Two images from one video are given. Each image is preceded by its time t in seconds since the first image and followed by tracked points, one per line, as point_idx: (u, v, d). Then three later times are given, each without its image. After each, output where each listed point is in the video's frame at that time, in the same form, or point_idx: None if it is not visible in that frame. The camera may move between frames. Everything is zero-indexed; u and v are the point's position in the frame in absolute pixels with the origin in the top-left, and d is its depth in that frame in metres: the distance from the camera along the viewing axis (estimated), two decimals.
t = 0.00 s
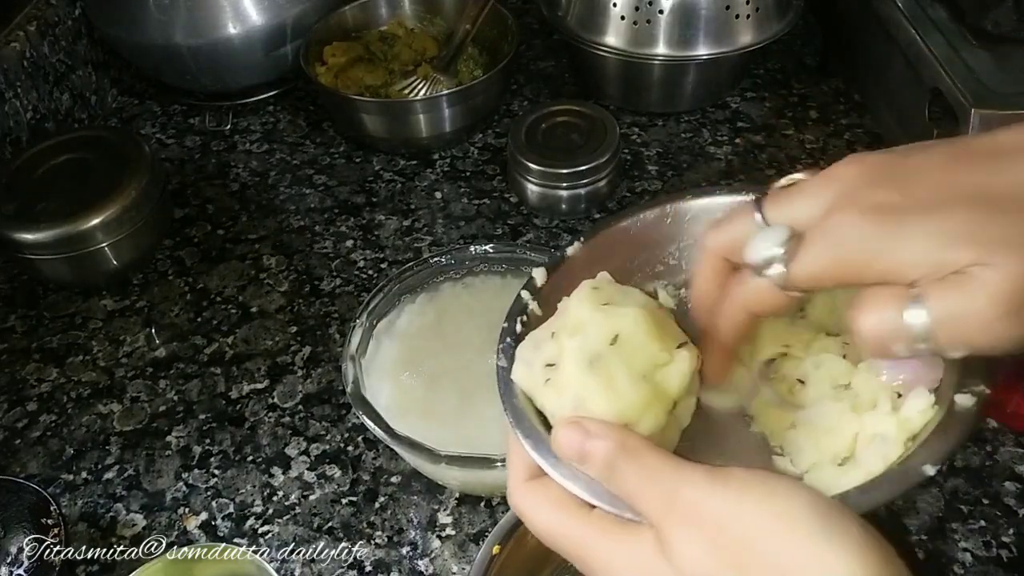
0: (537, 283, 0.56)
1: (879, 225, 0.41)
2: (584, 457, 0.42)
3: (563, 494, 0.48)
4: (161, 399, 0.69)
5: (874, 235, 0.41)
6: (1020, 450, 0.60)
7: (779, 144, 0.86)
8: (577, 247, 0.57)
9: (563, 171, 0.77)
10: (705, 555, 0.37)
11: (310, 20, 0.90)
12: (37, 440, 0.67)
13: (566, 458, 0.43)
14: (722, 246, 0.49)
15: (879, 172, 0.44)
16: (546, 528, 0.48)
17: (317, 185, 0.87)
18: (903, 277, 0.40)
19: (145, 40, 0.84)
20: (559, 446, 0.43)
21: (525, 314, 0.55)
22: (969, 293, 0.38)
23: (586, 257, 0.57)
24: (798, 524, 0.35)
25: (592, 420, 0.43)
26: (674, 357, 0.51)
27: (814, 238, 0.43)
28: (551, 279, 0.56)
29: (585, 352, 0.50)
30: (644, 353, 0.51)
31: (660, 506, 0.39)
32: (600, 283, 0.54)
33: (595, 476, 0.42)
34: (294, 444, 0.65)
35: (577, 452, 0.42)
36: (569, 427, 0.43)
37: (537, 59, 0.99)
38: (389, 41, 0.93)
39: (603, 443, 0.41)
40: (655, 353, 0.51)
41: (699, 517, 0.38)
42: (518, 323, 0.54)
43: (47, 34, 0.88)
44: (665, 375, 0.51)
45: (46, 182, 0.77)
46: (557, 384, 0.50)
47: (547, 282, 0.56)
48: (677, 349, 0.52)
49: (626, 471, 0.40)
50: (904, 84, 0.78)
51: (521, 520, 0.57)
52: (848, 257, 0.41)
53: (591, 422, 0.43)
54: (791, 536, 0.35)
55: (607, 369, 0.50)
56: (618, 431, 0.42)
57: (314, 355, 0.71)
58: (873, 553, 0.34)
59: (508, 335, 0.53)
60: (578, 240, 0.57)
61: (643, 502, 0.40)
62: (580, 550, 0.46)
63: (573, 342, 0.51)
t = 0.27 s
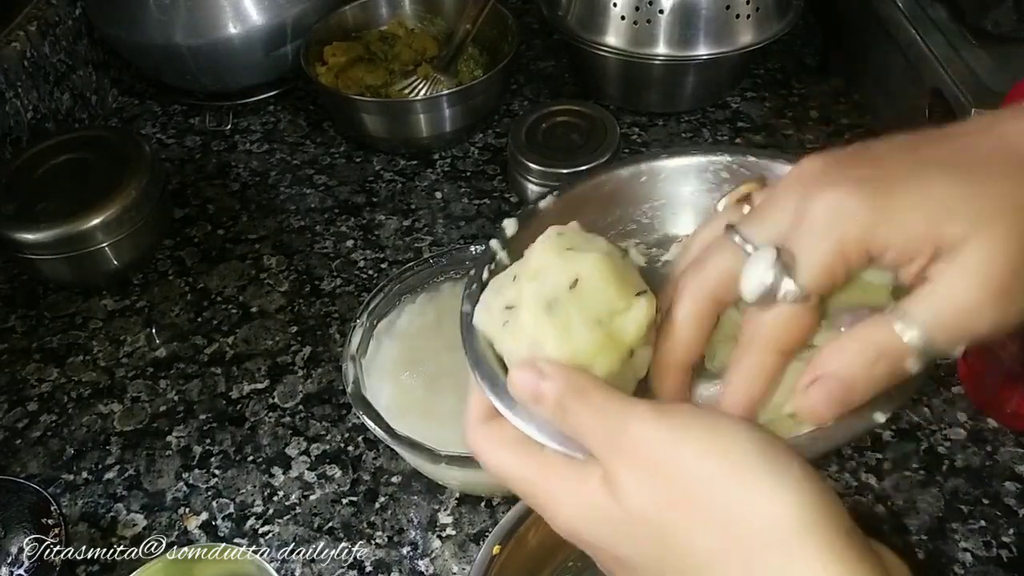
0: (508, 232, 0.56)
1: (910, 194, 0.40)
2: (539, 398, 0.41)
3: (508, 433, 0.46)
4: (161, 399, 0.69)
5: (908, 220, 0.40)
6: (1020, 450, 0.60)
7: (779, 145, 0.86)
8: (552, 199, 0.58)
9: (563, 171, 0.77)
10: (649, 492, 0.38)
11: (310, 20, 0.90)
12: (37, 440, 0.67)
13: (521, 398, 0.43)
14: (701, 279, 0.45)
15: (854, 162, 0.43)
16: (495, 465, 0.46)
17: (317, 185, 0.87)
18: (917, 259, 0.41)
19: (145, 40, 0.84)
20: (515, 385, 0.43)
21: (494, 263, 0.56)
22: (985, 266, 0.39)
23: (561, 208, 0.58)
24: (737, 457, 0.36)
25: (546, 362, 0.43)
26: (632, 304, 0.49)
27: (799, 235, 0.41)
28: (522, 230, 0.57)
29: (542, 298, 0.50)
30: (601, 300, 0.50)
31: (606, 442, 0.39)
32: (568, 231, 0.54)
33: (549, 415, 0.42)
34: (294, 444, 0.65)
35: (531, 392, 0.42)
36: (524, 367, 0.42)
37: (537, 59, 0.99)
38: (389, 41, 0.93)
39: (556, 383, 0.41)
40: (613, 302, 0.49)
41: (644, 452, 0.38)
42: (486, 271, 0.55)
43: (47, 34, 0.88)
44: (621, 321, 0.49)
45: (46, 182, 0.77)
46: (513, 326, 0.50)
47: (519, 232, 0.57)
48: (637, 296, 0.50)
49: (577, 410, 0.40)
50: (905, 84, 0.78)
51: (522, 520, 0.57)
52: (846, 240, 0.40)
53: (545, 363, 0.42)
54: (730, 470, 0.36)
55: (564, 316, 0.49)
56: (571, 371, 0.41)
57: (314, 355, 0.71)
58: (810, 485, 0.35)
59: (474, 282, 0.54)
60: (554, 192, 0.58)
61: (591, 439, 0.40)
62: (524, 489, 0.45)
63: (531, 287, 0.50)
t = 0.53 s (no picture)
0: (518, 220, 0.57)
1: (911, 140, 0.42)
2: (551, 389, 0.42)
3: (512, 421, 0.47)
4: (161, 399, 0.69)
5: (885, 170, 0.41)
6: (1020, 450, 0.60)
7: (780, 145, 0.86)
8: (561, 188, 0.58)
9: (563, 170, 0.77)
10: (648, 485, 0.39)
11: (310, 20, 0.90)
12: (37, 440, 0.67)
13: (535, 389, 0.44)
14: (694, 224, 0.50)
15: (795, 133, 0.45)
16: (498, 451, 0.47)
17: (317, 185, 0.87)
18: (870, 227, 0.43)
19: (145, 40, 0.84)
20: (530, 374, 0.44)
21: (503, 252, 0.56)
22: (941, 245, 0.41)
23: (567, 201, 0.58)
24: (737, 456, 0.37)
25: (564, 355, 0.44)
26: (651, 301, 0.51)
27: (759, 180, 0.45)
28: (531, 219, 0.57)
29: (563, 289, 0.52)
30: (620, 294, 0.52)
31: (613, 434, 0.40)
32: (586, 223, 0.55)
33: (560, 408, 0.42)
34: (294, 444, 0.65)
35: (546, 381, 0.42)
36: (542, 358, 0.43)
37: (537, 59, 0.99)
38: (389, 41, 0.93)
39: (570, 377, 0.42)
40: (633, 296, 0.51)
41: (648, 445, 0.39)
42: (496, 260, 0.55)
43: (47, 34, 0.88)
44: (642, 316, 0.51)
45: (46, 182, 0.77)
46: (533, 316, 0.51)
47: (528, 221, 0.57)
48: (656, 294, 0.52)
49: (587, 403, 0.41)
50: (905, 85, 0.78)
51: (522, 520, 0.57)
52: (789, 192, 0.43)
53: (564, 355, 0.44)
54: (727, 467, 0.36)
55: (584, 307, 0.51)
56: (587, 366, 0.42)
57: (314, 355, 0.71)
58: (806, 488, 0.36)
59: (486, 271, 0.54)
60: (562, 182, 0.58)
61: (598, 432, 0.41)
62: (526, 479, 0.46)
63: (552, 279, 0.52)
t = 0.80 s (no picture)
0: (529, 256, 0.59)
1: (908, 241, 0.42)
2: (555, 398, 0.44)
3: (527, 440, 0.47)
4: (161, 399, 0.69)
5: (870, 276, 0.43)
6: (1020, 450, 0.60)
7: (779, 144, 0.86)
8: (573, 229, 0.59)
9: (564, 171, 0.77)
10: (655, 489, 0.39)
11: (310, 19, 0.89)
12: (37, 440, 0.67)
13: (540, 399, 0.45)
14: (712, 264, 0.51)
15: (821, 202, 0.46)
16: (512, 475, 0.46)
17: (317, 185, 0.87)
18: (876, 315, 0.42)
19: (145, 40, 0.84)
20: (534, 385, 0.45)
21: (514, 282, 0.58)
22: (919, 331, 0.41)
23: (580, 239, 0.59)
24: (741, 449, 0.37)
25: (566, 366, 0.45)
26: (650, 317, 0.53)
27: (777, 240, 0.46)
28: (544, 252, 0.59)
29: (564, 304, 0.53)
30: (620, 310, 0.53)
31: (617, 439, 0.40)
32: (589, 247, 0.56)
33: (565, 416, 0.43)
34: (294, 445, 0.65)
35: (548, 392, 0.44)
36: (545, 369, 0.45)
37: (537, 59, 0.99)
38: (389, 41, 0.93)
39: (571, 384, 0.43)
40: (633, 311, 0.53)
41: (652, 448, 0.39)
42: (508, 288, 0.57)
43: (47, 34, 0.88)
44: (641, 331, 0.52)
45: (46, 182, 0.77)
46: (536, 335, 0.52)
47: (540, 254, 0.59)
48: (654, 309, 0.53)
49: (589, 408, 0.42)
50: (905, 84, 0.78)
51: (522, 520, 0.57)
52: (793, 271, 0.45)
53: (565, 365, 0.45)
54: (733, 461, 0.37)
55: (585, 321, 0.52)
56: (589, 374, 0.44)
57: (314, 355, 0.71)
58: (815, 476, 0.36)
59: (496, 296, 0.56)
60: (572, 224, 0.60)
61: (603, 439, 0.41)
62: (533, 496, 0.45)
63: (554, 296, 0.54)
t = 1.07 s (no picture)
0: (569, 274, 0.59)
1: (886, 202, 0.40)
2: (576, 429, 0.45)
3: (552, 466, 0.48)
4: (161, 399, 0.69)
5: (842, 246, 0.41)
6: (1020, 451, 0.60)
7: (779, 144, 0.86)
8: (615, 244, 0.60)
9: (564, 171, 0.77)
10: (657, 517, 0.40)
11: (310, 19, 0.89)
12: (37, 440, 0.67)
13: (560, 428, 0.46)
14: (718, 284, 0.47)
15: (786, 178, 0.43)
16: (537, 495, 0.48)
17: (317, 185, 0.87)
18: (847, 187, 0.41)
19: (145, 40, 0.84)
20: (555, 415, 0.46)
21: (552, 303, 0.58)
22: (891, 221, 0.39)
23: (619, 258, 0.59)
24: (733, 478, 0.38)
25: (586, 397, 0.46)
26: (670, 345, 0.53)
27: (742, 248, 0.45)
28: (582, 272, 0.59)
29: (590, 332, 0.53)
30: (642, 338, 0.53)
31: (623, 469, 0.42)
32: (618, 274, 0.56)
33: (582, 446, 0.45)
34: (294, 445, 0.65)
35: (570, 424, 0.45)
36: (566, 402, 0.46)
37: (537, 59, 0.99)
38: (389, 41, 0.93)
39: (588, 416, 0.44)
40: (653, 340, 0.53)
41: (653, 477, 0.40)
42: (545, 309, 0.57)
43: (47, 34, 0.88)
44: (661, 361, 0.52)
45: (46, 182, 0.77)
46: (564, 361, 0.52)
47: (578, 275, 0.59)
48: (675, 338, 0.53)
49: (601, 439, 0.43)
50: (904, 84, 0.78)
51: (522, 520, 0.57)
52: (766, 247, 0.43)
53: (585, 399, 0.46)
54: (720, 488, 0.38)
55: (608, 350, 0.52)
56: (606, 406, 0.45)
57: (315, 355, 0.71)
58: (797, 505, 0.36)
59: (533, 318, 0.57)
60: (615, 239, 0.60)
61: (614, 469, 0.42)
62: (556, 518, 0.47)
63: (582, 323, 0.53)
